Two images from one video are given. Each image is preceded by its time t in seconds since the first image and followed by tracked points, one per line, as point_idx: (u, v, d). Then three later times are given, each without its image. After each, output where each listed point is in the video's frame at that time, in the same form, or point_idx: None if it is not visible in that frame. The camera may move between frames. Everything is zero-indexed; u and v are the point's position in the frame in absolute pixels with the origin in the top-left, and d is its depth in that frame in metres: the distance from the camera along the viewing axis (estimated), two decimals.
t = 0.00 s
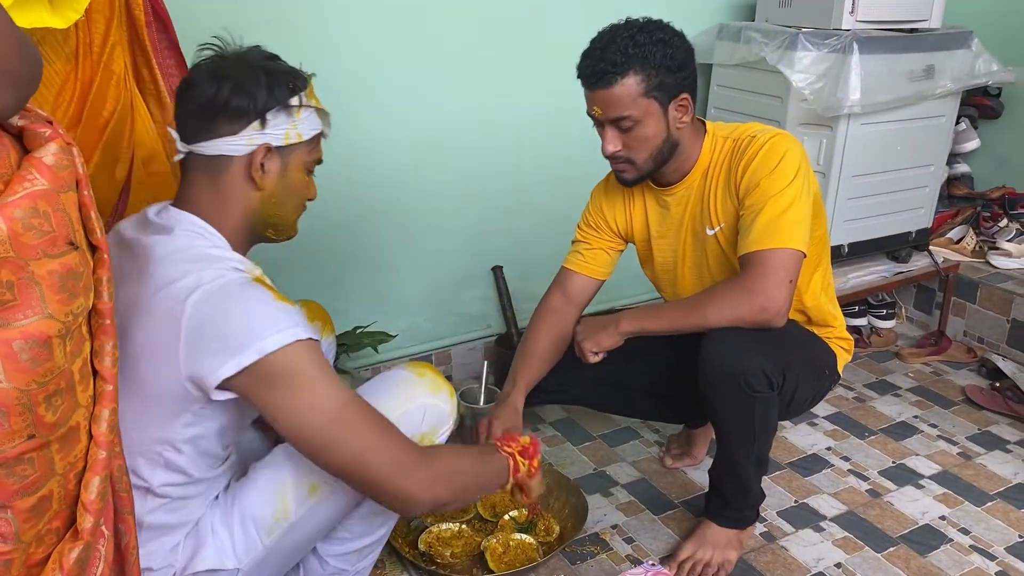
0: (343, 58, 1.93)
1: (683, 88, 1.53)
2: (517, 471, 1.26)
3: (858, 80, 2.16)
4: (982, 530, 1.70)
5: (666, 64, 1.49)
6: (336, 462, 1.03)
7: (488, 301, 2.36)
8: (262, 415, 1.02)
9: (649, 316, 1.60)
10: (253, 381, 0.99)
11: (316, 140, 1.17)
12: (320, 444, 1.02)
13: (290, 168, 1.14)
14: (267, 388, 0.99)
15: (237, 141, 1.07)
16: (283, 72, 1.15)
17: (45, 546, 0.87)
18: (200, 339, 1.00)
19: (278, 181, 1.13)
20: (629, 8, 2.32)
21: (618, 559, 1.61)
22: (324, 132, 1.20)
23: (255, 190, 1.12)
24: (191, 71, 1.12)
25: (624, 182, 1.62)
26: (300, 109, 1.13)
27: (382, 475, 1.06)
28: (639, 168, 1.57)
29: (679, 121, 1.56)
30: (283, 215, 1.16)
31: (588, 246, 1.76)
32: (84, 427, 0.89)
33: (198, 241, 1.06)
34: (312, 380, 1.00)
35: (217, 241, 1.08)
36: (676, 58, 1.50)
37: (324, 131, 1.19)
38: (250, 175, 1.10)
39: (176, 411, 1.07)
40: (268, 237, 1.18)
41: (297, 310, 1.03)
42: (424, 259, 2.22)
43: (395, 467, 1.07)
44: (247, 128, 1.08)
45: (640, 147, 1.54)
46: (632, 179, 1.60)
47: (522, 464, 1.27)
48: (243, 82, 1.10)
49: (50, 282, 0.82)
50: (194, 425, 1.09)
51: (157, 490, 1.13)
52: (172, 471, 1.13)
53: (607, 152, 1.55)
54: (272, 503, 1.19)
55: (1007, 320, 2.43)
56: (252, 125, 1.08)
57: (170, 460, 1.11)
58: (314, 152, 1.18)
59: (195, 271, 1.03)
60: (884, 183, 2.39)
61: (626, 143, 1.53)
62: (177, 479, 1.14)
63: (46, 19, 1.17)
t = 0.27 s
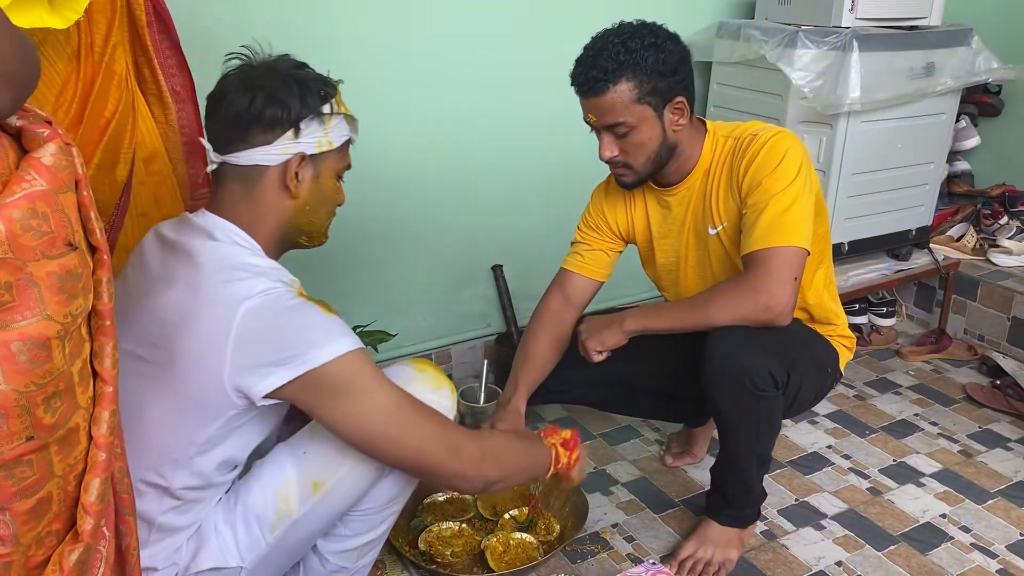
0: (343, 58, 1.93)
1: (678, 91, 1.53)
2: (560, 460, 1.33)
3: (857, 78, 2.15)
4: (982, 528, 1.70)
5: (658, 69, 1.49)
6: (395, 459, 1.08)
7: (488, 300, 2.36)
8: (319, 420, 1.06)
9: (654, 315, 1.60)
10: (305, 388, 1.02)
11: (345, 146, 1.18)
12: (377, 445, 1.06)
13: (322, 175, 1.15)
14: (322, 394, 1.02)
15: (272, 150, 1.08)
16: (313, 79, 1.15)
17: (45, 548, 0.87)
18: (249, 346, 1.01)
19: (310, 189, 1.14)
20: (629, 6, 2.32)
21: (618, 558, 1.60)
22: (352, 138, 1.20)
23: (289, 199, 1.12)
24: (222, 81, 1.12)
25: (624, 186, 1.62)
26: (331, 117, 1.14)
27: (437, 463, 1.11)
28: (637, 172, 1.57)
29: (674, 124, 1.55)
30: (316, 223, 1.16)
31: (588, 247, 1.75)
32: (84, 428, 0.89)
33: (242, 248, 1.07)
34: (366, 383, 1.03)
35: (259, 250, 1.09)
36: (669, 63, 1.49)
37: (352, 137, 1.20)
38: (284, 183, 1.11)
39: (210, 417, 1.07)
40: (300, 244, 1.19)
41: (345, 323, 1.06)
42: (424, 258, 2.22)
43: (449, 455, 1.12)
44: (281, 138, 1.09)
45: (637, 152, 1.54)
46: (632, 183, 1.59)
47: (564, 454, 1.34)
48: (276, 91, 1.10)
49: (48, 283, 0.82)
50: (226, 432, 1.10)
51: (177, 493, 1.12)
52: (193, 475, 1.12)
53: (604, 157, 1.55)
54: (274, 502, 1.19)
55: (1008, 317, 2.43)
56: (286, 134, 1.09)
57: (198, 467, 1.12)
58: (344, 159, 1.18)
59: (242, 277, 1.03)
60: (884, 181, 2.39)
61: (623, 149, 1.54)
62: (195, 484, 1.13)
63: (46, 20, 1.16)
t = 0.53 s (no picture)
0: (343, 57, 1.93)
1: (674, 94, 1.53)
2: (552, 408, 1.32)
3: (857, 76, 2.15)
4: (983, 526, 1.70)
5: (654, 73, 1.48)
6: (393, 450, 1.07)
7: (488, 299, 2.36)
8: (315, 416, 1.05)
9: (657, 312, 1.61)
10: (302, 382, 1.01)
11: (343, 144, 1.19)
12: (372, 435, 1.05)
13: (319, 173, 1.16)
14: (316, 387, 1.01)
15: (268, 147, 1.09)
16: (309, 77, 1.16)
17: (45, 549, 0.87)
18: (245, 341, 1.00)
19: (307, 186, 1.15)
20: (628, 4, 2.32)
21: (619, 556, 1.60)
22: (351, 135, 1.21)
23: (286, 196, 1.13)
24: (219, 79, 1.13)
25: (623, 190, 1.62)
26: (328, 114, 1.15)
27: (436, 454, 1.09)
28: (635, 176, 1.57)
29: (669, 129, 1.55)
30: (315, 221, 1.17)
31: (589, 248, 1.74)
32: (85, 429, 0.89)
33: (236, 246, 1.07)
34: (356, 372, 1.02)
35: (254, 248, 1.09)
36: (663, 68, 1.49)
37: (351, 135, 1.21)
38: (282, 180, 1.12)
39: (210, 416, 1.06)
40: (299, 243, 1.19)
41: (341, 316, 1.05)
42: (424, 258, 2.21)
43: (447, 445, 1.09)
44: (277, 135, 1.10)
45: (634, 156, 1.53)
46: (630, 186, 1.59)
47: (555, 401, 1.33)
48: (273, 89, 1.11)
49: (49, 284, 0.82)
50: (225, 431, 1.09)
51: (179, 490, 1.13)
52: (196, 474, 1.12)
53: (602, 162, 1.55)
54: (277, 501, 1.19)
55: (1008, 315, 2.43)
56: (283, 131, 1.10)
57: (199, 464, 1.11)
58: (342, 157, 1.19)
59: (236, 273, 1.03)
60: (884, 180, 2.38)
61: (620, 153, 1.53)
62: (200, 482, 1.14)
63: (45, 20, 1.15)
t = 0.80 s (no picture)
0: (341, 56, 1.92)
1: (677, 90, 1.52)
2: (527, 419, 1.31)
3: (857, 73, 2.14)
4: (984, 524, 1.70)
5: (657, 70, 1.48)
6: (366, 461, 1.06)
7: (488, 297, 2.36)
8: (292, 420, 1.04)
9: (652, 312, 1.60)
10: (278, 385, 1.01)
11: (317, 134, 1.17)
12: (346, 444, 1.04)
13: (293, 163, 1.14)
14: (293, 391, 1.01)
15: (240, 139, 1.08)
16: (277, 66, 1.15)
17: (44, 550, 0.87)
18: (222, 342, 1.00)
19: (281, 176, 1.13)
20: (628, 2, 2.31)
21: (619, 555, 1.60)
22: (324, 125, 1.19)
23: (261, 187, 1.12)
24: (188, 74, 1.12)
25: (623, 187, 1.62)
26: (298, 102, 1.13)
27: (411, 467, 1.09)
28: (636, 173, 1.56)
29: (671, 125, 1.55)
30: (293, 212, 1.16)
31: (588, 241, 1.75)
32: (84, 430, 0.89)
33: (216, 247, 1.07)
34: (333, 381, 1.01)
35: (235, 248, 1.09)
36: (667, 64, 1.49)
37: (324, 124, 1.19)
38: (256, 171, 1.11)
39: (192, 417, 1.07)
40: (279, 236, 1.18)
41: (321, 318, 1.05)
42: (424, 257, 2.21)
43: (422, 458, 1.09)
44: (248, 125, 1.08)
45: (635, 153, 1.53)
46: (631, 183, 1.59)
47: (530, 412, 1.32)
48: (241, 79, 1.10)
49: (47, 285, 0.81)
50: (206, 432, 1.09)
51: (164, 492, 1.13)
52: (177, 474, 1.12)
53: (603, 158, 1.55)
54: (274, 503, 1.18)
55: (1008, 313, 2.43)
56: (254, 121, 1.09)
57: (177, 463, 1.11)
58: (316, 146, 1.17)
59: (215, 274, 1.03)
60: (884, 178, 2.38)
61: (621, 149, 1.53)
62: (183, 481, 1.13)
63: (43, 19, 1.15)
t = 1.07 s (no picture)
0: (340, 54, 1.92)
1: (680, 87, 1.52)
2: (524, 373, 1.36)
3: (858, 71, 2.14)
4: (985, 522, 1.70)
5: (663, 65, 1.48)
6: (379, 434, 1.06)
7: (488, 296, 2.36)
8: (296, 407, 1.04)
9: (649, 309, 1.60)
10: (276, 375, 1.00)
11: (304, 127, 1.17)
12: (356, 421, 1.04)
13: (281, 157, 1.14)
14: (292, 379, 1.01)
15: (227, 133, 1.07)
16: (263, 59, 1.14)
17: (42, 550, 0.86)
18: (213, 339, 1.00)
19: (270, 170, 1.13)
20: None
21: (620, 554, 1.60)
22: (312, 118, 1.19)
23: (249, 181, 1.12)
24: (172, 69, 1.12)
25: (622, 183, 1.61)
26: (284, 95, 1.13)
27: (426, 435, 1.08)
28: (636, 168, 1.56)
29: (674, 122, 1.55)
30: (281, 207, 1.16)
31: (582, 233, 1.74)
32: (81, 429, 0.89)
33: (203, 243, 1.06)
34: (333, 360, 1.01)
35: (222, 242, 1.09)
36: (672, 59, 1.49)
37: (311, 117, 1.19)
38: (244, 166, 1.10)
39: (189, 415, 1.06)
40: (267, 231, 1.18)
41: (311, 303, 1.04)
42: (423, 255, 2.21)
43: (436, 425, 1.09)
44: (234, 120, 1.08)
45: (637, 148, 1.53)
46: (630, 179, 1.59)
47: (525, 365, 1.37)
48: (225, 74, 1.10)
49: (42, 284, 0.81)
50: (205, 430, 1.09)
51: (164, 491, 1.13)
52: (180, 473, 1.12)
53: (604, 152, 1.54)
54: (274, 505, 1.18)
55: (1009, 310, 2.42)
56: (240, 116, 1.08)
57: (180, 462, 1.11)
58: (304, 140, 1.17)
59: (202, 270, 1.03)
60: (885, 175, 2.38)
61: (623, 144, 1.53)
62: (185, 480, 1.13)
63: (39, 15, 1.14)
